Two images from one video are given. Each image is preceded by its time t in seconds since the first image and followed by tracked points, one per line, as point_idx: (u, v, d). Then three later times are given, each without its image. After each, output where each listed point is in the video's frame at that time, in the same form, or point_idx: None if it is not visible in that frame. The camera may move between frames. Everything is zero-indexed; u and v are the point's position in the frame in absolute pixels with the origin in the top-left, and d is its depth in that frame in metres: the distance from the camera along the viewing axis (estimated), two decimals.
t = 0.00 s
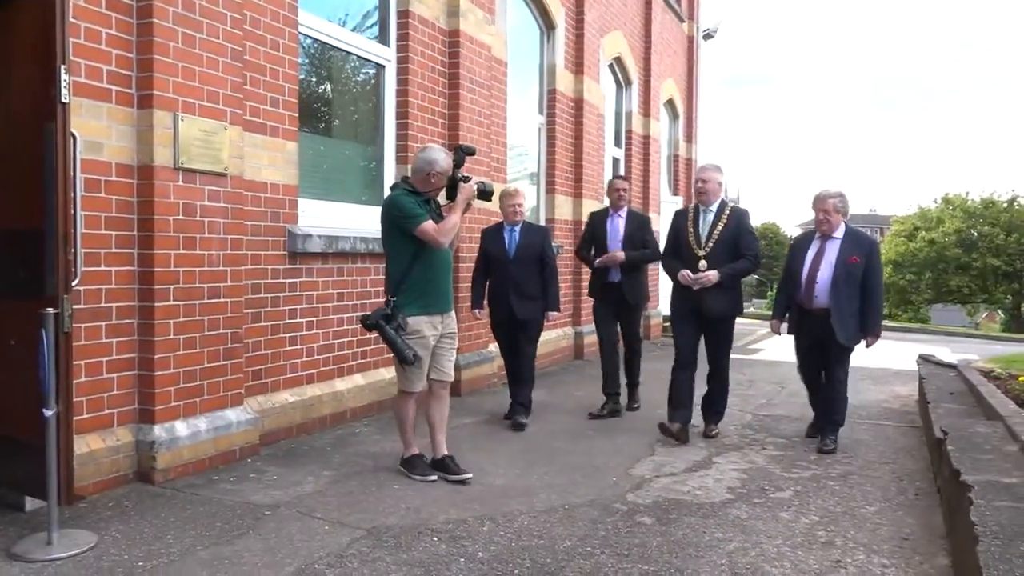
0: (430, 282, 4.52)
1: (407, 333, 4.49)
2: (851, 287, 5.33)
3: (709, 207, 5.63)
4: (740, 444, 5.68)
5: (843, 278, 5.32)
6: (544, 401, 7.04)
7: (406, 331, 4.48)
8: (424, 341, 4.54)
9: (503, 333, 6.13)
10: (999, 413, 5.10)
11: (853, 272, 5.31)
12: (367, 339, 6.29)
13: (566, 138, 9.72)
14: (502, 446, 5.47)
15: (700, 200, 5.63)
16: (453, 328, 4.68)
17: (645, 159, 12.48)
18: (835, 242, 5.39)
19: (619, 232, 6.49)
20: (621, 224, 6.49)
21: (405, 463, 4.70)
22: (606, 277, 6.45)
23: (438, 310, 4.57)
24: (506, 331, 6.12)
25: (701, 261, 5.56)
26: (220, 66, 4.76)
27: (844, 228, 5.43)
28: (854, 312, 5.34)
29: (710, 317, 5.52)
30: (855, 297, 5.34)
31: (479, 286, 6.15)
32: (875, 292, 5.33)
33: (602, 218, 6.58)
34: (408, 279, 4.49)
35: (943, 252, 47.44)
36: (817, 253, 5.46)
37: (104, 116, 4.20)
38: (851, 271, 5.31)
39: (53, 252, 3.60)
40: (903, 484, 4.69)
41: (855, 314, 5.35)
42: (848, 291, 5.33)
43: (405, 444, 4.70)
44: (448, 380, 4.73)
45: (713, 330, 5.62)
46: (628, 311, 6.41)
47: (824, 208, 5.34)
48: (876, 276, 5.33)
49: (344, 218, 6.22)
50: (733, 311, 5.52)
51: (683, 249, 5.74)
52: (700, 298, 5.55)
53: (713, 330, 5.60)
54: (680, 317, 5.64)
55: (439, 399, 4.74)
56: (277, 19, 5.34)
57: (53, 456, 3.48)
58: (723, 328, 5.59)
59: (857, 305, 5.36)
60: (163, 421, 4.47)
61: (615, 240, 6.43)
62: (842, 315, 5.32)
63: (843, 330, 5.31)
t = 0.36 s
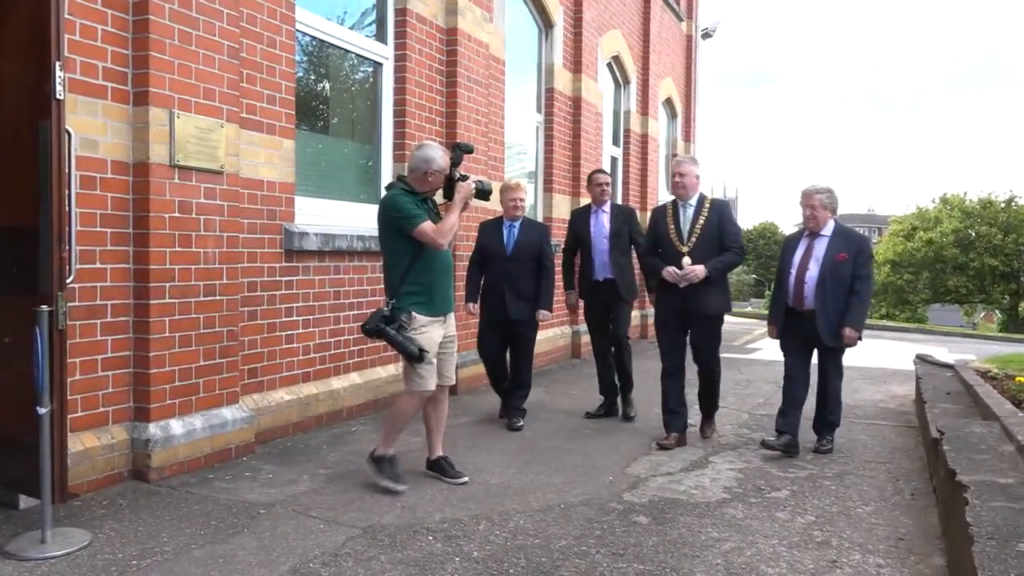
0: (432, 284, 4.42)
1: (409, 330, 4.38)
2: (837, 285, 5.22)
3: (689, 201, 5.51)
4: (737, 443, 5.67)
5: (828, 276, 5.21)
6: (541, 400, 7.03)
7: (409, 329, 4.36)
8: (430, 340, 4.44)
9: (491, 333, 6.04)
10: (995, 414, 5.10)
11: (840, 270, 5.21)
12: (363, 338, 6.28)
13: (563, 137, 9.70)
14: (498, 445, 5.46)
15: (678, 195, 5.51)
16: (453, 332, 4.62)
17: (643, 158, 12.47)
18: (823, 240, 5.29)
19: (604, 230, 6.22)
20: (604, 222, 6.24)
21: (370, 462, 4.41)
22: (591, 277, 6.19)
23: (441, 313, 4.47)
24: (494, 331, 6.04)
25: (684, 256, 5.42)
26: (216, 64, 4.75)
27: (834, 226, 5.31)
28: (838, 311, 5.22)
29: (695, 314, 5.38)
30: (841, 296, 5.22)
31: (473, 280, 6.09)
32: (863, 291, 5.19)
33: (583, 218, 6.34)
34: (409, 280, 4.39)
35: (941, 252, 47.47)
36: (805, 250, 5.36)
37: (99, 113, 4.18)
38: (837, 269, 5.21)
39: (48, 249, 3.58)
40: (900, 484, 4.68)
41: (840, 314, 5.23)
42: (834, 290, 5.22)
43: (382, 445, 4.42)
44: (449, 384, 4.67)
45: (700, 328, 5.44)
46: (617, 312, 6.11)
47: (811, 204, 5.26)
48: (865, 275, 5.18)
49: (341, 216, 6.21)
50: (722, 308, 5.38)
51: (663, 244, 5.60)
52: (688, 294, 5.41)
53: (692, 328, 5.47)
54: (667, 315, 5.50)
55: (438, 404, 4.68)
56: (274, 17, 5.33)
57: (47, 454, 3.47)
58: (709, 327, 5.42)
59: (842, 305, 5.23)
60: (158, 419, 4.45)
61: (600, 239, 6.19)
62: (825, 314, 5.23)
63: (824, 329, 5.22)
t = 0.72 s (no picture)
0: (403, 285, 4.23)
1: (375, 336, 4.18)
2: (823, 278, 5.05)
3: (676, 195, 5.38)
4: (734, 441, 5.67)
5: (813, 268, 5.04)
6: (538, 399, 7.02)
7: (376, 336, 4.17)
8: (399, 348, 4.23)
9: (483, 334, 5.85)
10: (993, 411, 5.10)
11: (824, 262, 5.04)
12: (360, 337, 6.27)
13: (560, 135, 9.69)
14: (495, 445, 5.45)
15: (664, 189, 5.38)
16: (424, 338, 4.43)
17: (640, 156, 12.48)
18: (803, 231, 5.13)
19: (593, 228, 6.06)
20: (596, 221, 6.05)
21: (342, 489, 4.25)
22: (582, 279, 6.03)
23: (411, 316, 4.27)
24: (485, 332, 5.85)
25: (671, 252, 5.29)
26: (211, 63, 4.73)
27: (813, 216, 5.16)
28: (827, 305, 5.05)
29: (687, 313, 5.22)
30: (827, 289, 5.05)
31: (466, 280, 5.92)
32: (850, 279, 5.04)
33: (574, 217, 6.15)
34: (379, 281, 4.19)
35: (937, 249, 47.55)
36: (786, 243, 5.18)
37: (93, 113, 4.17)
38: (821, 260, 5.04)
39: (42, 250, 3.55)
40: (897, 481, 4.69)
41: (828, 307, 5.06)
42: (819, 283, 5.05)
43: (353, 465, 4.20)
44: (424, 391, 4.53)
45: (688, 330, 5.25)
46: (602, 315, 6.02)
47: (787, 196, 5.08)
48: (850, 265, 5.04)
49: (337, 216, 6.20)
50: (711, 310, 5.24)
51: (648, 240, 5.47)
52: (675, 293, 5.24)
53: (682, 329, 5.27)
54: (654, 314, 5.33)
55: (420, 406, 4.59)
56: (269, 16, 5.31)
57: (42, 455, 3.45)
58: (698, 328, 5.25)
59: (830, 298, 5.06)
60: (154, 420, 4.44)
61: (589, 238, 6.04)
62: (814, 308, 5.04)
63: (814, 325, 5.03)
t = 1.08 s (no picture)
0: (375, 282, 4.12)
1: (352, 336, 4.08)
2: (830, 284, 4.76)
3: (677, 195, 5.11)
4: (739, 442, 5.66)
5: (820, 273, 4.74)
6: (541, 399, 7.02)
7: (355, 336, 4.08)
8: (377, 348, 4.13)
9: (469, 338, 5.72)
10: (998, 412, 5.08)
11: (832, 266, 4.75)
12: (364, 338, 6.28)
13: (563, 136, 9.68)
14: (498, 446, 5.44)
15: (665, 187, 5.11)
16: (403, 338, 4.32)
17: (643, 156, 12.47)
18: (810, 233, 4.85)
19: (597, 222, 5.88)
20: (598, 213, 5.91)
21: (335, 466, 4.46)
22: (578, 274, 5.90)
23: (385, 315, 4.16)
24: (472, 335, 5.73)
25: (665, 254, 5.04)
26: (215, 64, 4.74)
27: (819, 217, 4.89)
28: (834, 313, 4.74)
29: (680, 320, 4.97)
30: (834, 296, 4.76)
31: (449, 282, 5.84)
32: (858, 287, 4.74)
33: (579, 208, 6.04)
34: (353, 278, 4.09)
35: (942, 249, 47.45)
36: (790, 246, 4.91)
37: (98, 114, 4.17)
38: (828, 265, 4.74)
39: (46, 251, 3.55)
40: (902, 483, 4.68)
41: (835, 316, 4.76)
42: (825, 290, 4.76)
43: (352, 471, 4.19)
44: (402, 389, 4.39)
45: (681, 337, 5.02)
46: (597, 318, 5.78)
47: (794, 193, 4.84)
48: (858, 270, 4.75)
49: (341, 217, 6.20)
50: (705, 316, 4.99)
51: (645, 240, 5.23)
52: (665, 299, 4.99)
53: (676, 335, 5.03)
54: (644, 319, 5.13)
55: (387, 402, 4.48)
56: (272, 17, 5.31)
57: (47, 456, 3.46)
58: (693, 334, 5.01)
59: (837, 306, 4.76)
60: (159, 420, 4.44)
61: (590, 233, 5.88)
62: (820, 317, 4.73)
63: (820, 335, 4.70)
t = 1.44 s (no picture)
0: (351, 285, 4.10)
1: (330, 341, 4.06)
2: (835, 288, 4.64)
3: (679, 193, 4.98)
4: (743, 447, 5.64)
5: (825, 277, 4.63)
6: (545, 403, 7.01)
7: (332, 340, 4.06)
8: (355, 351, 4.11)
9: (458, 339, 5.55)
10: (1005, 419, 5.06)
11: (838, 269, 4.63)
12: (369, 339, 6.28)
13: (569, 139, 9.68)
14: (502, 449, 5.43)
15: (668, 185, 4.98)
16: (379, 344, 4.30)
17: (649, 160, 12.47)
18: (817, 235, 4.73)
19: (602, 223, 5.84)
20: (603, 214, 5.86)
21: (279, 471, 4.26)
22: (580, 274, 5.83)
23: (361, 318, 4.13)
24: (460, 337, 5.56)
25: (664, 254, 4.92)
26: (222, 66, 4.75)
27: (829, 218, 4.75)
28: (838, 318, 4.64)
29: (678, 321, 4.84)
30: (840, 300, 4.64)
31: (435, 281, 5.62)
32: (864, 292, 4.62)
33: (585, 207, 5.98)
34: (329, 281, 4.07)
35: (948, 254, 47.33)
36: (796, 247, 4.79)
37: (106, 115, 4.19)
38: (834, 268, 4.63)
39: (53, 251, 3.56)
40: (907, 489, 4.66)
41: (840, 320, 4.66)
42: (831, 293, 4.64)
43: (350, 472, 4.19)
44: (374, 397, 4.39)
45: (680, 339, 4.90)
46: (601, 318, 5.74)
47: (803, 192, 4.68)
48: (867, 274, 4.61)
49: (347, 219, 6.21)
50: (705, 319, 4.84)
51: (645, 240, 5.11)
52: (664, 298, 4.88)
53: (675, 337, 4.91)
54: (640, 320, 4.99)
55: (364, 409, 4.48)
56: (279, 19, 5.32)
57: (52, 456, 3.46)
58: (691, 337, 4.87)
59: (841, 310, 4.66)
60: (164, 421, 4.45)
61: (594, 233, 5.83)
62: (822, 320, 4.64)
63: (820, 339, 4.63)
